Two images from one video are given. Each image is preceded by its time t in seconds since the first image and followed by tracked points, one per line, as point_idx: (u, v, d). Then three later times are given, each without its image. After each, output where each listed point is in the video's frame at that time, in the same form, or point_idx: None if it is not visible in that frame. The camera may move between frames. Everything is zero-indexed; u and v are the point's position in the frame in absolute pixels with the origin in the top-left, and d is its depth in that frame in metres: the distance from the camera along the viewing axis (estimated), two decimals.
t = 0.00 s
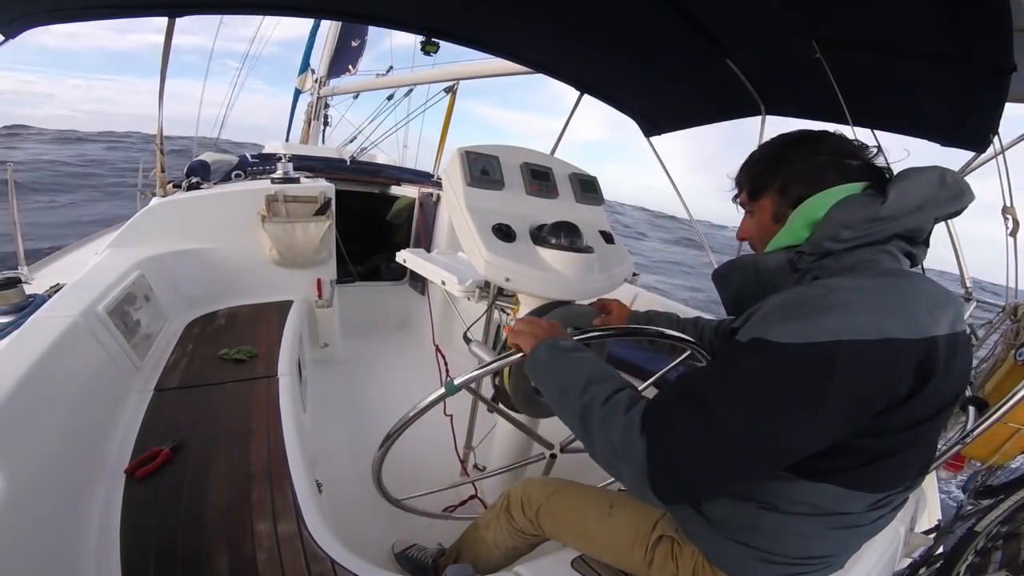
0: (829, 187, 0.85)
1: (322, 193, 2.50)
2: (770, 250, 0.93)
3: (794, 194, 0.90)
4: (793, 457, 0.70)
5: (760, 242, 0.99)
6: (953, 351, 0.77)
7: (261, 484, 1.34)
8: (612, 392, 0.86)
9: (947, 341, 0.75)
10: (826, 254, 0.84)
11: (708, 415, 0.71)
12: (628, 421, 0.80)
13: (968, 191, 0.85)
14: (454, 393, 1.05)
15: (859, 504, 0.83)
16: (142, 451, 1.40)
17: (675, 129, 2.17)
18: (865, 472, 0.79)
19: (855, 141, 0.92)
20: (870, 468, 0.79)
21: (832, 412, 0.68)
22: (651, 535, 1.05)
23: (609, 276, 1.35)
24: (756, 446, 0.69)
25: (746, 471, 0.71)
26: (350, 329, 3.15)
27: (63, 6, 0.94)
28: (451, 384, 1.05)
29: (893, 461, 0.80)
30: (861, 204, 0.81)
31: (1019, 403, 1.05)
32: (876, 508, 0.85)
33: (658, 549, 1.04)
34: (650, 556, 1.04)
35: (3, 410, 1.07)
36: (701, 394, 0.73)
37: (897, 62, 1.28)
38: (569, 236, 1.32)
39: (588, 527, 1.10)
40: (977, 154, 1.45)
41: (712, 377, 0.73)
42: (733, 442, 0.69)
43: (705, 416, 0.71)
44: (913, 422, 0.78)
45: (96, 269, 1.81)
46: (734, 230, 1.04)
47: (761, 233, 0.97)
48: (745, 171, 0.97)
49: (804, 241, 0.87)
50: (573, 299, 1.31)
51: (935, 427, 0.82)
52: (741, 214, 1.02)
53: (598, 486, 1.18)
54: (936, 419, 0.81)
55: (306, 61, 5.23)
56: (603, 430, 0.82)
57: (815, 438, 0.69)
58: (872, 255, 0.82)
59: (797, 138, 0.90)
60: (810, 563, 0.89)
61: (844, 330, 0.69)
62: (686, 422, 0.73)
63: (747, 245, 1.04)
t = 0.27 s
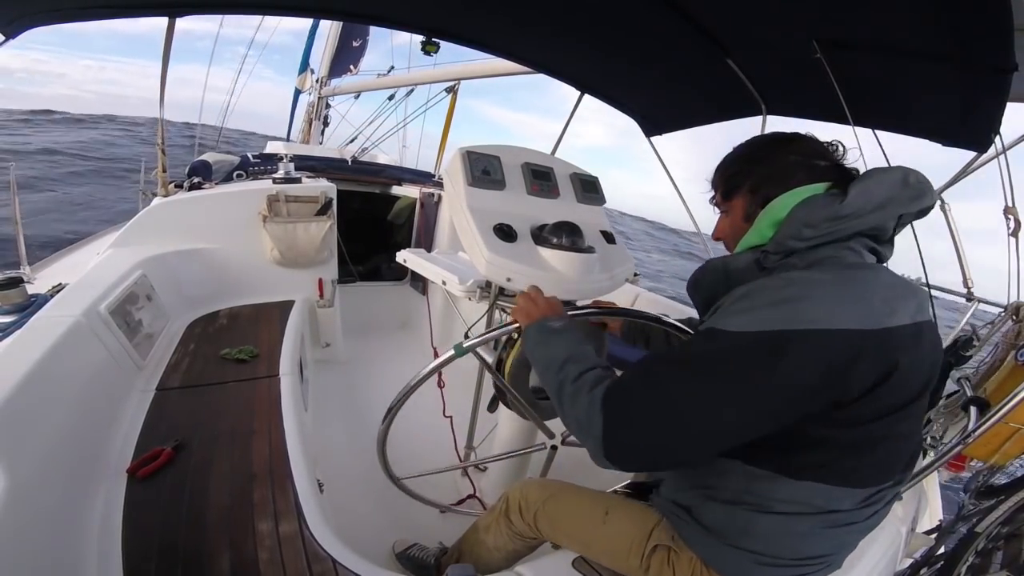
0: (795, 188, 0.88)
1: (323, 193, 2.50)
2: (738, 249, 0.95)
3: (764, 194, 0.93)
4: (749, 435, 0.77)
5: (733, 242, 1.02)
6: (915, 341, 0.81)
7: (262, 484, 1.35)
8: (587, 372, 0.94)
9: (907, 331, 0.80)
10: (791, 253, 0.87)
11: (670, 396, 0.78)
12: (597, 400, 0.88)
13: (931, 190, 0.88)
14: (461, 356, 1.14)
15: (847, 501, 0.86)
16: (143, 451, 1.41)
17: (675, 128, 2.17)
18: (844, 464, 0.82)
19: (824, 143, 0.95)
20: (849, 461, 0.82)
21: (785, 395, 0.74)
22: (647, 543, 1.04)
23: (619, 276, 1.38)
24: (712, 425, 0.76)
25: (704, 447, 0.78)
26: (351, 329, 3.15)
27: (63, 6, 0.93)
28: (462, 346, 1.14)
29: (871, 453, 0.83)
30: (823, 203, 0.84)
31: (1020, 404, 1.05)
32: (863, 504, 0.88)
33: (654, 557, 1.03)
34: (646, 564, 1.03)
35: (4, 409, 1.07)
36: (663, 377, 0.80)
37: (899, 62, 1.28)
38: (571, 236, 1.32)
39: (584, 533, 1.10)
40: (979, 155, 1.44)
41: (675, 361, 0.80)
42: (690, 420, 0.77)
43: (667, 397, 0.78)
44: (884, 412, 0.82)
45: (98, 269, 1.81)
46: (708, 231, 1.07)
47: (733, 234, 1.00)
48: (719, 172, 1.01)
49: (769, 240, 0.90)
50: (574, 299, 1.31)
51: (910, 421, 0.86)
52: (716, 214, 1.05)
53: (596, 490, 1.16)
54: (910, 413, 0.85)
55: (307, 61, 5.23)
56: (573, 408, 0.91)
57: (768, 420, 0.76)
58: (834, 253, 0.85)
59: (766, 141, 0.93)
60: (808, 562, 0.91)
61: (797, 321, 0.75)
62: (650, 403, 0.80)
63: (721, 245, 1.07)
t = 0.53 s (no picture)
0: (764, 187, 0.90)
1: (323, 193, 2.51)
2: (715, 249, 0.97)
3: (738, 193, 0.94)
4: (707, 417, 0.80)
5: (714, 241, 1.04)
6: (888, 334, 0.82)
7: (262, 484, 1.35)
8: (576, 342, 0.98)
9: (878, 322, 0.81)
10: (763, 250, 0.88)
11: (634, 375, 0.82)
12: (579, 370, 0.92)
13: (903, 180, 0.88)
14: (478, 321, 1.18)
15: (831, 495, 0.87)
16: (143, 451, 1.41)
17: (676, 128, 2.17)
18: (821, 456, 0.83)
19: (799, 139, 0.96)
20: (827, 453, 0.83)
21: (743, 380, 0.76)
22: (645, 541, 1.04)
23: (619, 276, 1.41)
24: (672, 405, 0.79)
25: (663, 425, 0.82)
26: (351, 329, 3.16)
27: (63, 6, 0.93)
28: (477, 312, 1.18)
29: (848, 446, 0.84)
30: (791, 201, 0.85)
31: (1020, 405, 1.04)
32: (846, 496, 0.89)
33: (651, 555, 1.03)
34: (645, 562, 1.03)
35: (4, 409, 1.07)
36: (631, 357, 0.83)
37: (900, 62, 1.28)
38: (571, 237, 1.31)
39: (582, 531, 1.10)
40: (980, 156, 1.44)
41: (642, 341, 0.83)
42: (648, 397, 0.80)
43: (631, 376, 0.82)
44: (860, 404, 0.82)
45: (100, 269, 1.82)
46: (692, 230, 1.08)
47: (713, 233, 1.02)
48: (696, 172, 1.02)
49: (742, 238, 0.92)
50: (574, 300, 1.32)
51: (891, 412, 0.86)
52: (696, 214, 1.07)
53: (593, 488, 1.16)
54: (888, 405, 0.85)
55: (307, 61, 5.23)
56: (559, 376, 0.95)
57: (727, 401, 0.78)
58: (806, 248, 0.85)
59: (738, 140, 0.94)
60: (803, 559, 0.92)
61: (760, 308, 0.77)
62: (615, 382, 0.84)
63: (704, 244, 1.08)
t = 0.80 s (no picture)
0: (801, 186, 0.91)
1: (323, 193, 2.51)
2: (746, 246, 0.98)
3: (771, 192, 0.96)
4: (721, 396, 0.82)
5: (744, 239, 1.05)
6: (910, 332, 0.82)
7: (262, 484, 1.35)
8: (594, 315, 0.99)
9: (898, 320, 0.81)
10: (795, 248, 0.89)
11: (651, 350, 0.85)
12: (597, 344, 0.94)
13: (938, 186, 0.87)
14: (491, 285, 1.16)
15: (845, 492, 0.87)
16: (143, 451, 1.41)
17: (676, 129, 2.17)
18: (836, 450, 0.84)
19: (834, 141, 0.97)
20: (841, 447, 0.84)
21: (758, 363, 0.79)
22: (646, 547, 1.04)
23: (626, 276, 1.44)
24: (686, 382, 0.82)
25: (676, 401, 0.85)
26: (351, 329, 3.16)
27: (64, 6, 0.93)
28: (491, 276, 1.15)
29: (865, 442, 0.84)
30: (826, 199, 0.86)
31: (1021, 405, 1.05)
32: (862, 494, 0.89)
33: (653, 561, 1.03)
34: (647, 567, 1.03)
35: (3, 409, 1.07)
36: (649, 333, 0.86)
37: (900, 62, 1.28)
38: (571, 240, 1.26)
39: (583, 537, 1.09)
40: (979, 157, 1.44)
41: (662, 319, 0.86)
42: (663, 374, 0.83)
43: (648, 351, 0.85)
44: (877, 400, 0.82)
45: (100, 269, 1.82)
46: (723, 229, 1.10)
47: (744, 231, 1.04)
48: (730, 171, 1.04)
49: (774, 236, 0.93)
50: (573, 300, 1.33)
51: (910, 410, 0.86)
52: (729, 213, 1.08)
53: (595, 491, 1.16)
54: (907, 404, 0.85)
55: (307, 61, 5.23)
56: (577, 349, 0.97)
57: (741, 385, 0.81)
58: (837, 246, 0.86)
59: (774, 141, 0.96)
60: (814, 559, 0.92)
61: (780, 293, 0.79)
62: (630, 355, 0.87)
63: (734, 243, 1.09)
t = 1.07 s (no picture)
0: (816, 184, 0.90)
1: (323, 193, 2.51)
2: (753, 242, 0.97)
3: (785, 188, 0.95)
4: (722, 379, 0.82)
5: (751, 235, 1.04)
6: (915, 329, 0.82)
7: (262, 484, 1.35)
8: (590, 279, 1.00)
9: (903, 316, 0.81)
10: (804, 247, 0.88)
11: (655, 325, 0.84)
12: (592, 308, 0.94)
13: (960, 192, 0.88)
14: (489, 252, 1.12)
15: (845, 491, 0.87)
16: (142, 451, 1.40)
17: (676, 129, 2.17)
18: (837, 445, 0.84)
19: (852, 139, 0.97)
20: (841, 443, 0.84)
21: (763, 348, 0.78)
22: (644, 535, 1.04)
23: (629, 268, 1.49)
24: (688, 360, 0.82)
25: (676, 379, 0.85)
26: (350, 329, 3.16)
27: (63, 6, 0.93)
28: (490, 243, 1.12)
29: (865, 439, 0.84)
30: (842, 200, 0.85)
31: (1021, 404, 1.05)
32: (862, 493, 0.89)
33: (650, 550, 1.03)
34: (643, 556, 1.03)
35: (3, 410, 1.07)
36: (654, 306, 0.85)
37: (900, 62, 1.28)
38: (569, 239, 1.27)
39: (583, 522, 1.10)
40: (979, 156, 1.44)
41: (669, 296, 0.86)
42: (667, 352, 0.83)
43: (651, 324, 0.84)
44: (879, 398, 0.83)
45: (99, 269, 1.82)
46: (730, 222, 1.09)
47: (752, 226, 1.03)
48: (743, 165, 1.03)
49: (784, 233, 0.93)
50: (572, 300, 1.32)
51: (912, 409, 0.86)
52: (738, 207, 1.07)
53: (599, 480, 1.16)
54: (909, 401, 0.85)
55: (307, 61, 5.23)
56: (571, 311, 0.98)
57: (744, 372, 0.81)
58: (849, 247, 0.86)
59: (792, 135, 0.96)
60: (812, 558, 0.92)
61: (790, 278, 0.80)
62: (632, 327, 0.86)
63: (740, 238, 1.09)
